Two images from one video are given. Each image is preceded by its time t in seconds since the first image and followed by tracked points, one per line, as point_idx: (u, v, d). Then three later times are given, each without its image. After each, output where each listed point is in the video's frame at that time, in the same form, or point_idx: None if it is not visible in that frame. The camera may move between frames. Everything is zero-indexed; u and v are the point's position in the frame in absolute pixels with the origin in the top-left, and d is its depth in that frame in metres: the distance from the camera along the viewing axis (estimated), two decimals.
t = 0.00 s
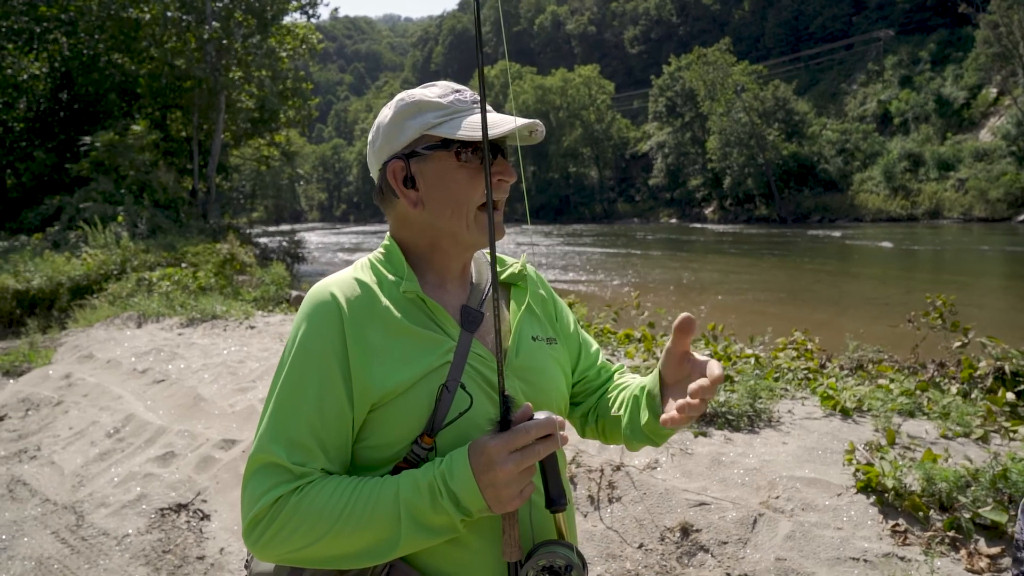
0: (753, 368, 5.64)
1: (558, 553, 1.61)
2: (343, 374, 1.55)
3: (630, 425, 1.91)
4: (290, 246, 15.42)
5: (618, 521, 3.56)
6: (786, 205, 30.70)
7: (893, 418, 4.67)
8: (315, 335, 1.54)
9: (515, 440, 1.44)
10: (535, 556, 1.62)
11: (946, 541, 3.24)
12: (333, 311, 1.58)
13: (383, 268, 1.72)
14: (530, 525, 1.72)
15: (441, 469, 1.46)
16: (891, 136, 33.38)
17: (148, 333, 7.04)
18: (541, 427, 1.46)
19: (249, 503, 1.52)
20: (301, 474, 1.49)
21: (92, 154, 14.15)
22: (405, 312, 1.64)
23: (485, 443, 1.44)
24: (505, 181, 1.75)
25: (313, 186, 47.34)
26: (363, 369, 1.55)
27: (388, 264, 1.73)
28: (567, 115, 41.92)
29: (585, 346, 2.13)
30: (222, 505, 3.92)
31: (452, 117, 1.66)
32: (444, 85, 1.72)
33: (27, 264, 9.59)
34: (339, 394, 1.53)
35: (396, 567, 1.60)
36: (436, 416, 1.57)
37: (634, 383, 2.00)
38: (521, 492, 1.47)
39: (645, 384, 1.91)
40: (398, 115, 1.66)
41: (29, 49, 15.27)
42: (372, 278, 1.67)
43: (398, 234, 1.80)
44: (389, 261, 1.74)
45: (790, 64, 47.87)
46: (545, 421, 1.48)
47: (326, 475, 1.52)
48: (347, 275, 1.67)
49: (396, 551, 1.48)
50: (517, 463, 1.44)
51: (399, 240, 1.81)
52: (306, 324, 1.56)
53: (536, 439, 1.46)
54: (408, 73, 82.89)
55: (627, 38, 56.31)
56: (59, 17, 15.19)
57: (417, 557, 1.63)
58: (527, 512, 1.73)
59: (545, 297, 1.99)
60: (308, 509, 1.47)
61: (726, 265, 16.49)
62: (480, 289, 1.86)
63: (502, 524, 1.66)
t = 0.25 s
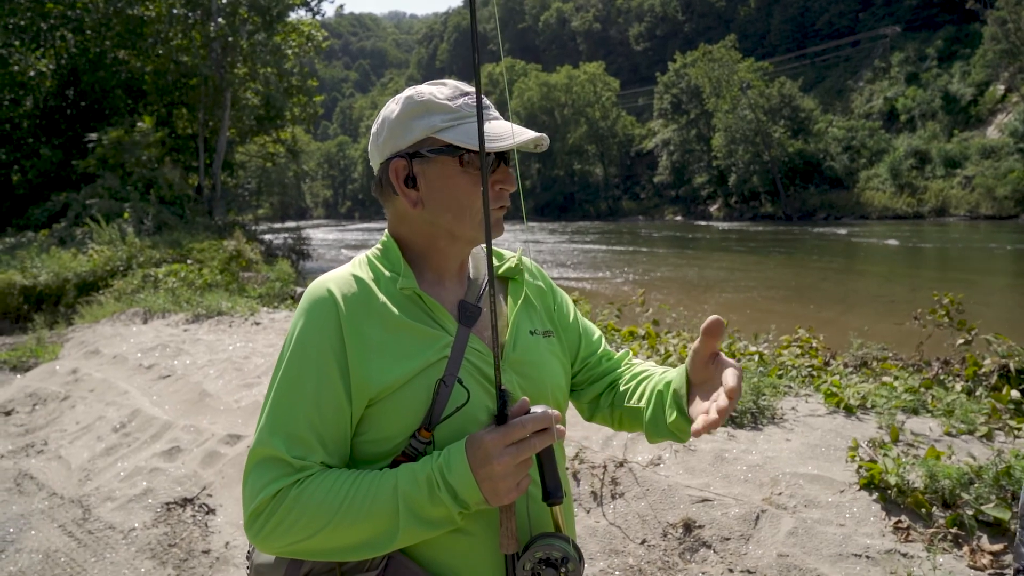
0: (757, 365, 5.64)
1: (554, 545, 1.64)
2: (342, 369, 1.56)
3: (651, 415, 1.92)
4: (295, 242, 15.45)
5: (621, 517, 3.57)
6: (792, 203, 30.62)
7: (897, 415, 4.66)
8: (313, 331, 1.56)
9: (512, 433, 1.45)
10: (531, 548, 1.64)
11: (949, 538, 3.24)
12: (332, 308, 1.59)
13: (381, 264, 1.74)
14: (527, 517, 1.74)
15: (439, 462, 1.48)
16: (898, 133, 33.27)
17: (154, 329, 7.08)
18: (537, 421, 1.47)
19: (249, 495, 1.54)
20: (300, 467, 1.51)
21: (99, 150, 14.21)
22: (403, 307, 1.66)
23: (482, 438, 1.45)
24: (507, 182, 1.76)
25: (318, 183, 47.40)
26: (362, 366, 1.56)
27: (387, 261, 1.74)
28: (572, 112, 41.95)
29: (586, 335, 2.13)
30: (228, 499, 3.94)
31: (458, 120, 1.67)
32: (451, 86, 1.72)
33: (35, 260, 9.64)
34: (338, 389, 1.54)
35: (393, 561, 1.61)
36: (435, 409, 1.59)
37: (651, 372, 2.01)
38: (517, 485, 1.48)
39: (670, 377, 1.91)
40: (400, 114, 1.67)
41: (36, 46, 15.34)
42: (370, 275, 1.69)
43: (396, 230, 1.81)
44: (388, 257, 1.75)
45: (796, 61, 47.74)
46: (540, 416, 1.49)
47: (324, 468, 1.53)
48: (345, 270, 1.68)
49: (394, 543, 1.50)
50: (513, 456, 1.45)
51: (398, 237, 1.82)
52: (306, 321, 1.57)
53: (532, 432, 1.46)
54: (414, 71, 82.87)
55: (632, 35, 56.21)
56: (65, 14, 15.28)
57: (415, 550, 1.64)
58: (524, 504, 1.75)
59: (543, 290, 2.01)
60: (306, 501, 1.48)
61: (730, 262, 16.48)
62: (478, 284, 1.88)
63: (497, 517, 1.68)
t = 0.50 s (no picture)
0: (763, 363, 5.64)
1: (557, 542, 1.65)
2: (346, 365, 1.58)
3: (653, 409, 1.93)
4: (301, 239, 15.49)
5: (626, 514, 3.58)
6: (798, 201, 30.53)
7: (902, 414, 4.65)
8: (317, 326, 1.57)
9: (515, 430, 1.46)
10: (535, 544, 1.65)
11: (954, 537, 3.23)
12: (336, 304, 1.61)
13: (385, 260, 1.75)
14: (530, 513, 1.75)
15: (442, 459, 1.49)
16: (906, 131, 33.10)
17: (161, 326, 7.11)
18: (540, 418, 1.49)
19: (254, 490, 1.56)
20: (305, 463, 1.53)
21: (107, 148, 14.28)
22: (406, 303, 1.67)
23: (484, 435, 1.46)
24: (505, 169, 1.77)
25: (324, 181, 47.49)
26: (366, 361, 1.58)
27: (390, 257, 1.75)
28: (579, 110, 41.93)
29: (590, 330, 2.14)
30: (234, 495, 3.97)
31: (449, 110, 1.69)
32: (441, 80, 1.75)
33: (43, 257, 9.70)
34: (342, 384, 1.56)
35: (397, 556, 1.63)
36: (438, 406, 1.60)
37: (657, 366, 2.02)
38: (519, 481, 1.49)
39: (673, 370, 1.92)
40: (396, 111, 1.69)
41: (44, 44, 15.41)
42: (374, 271, 1.70)
43: (399, 227, 1.83)
44: (390, 254, 1.77)
45: (803, 58, 47.58)
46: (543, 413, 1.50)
47: (329, 463, 1.54)
48: (350, 268, 1.69)
49: (399, 538, 1.51)
50: (516, 454, 1.46)
51: (400, 233, 1.83)
52: (310, 317, 1.58)
53: (535, 429, 1.47)
54: (420, 69, 82.91)
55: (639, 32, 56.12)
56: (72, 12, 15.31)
57: (419, 545, 1.65)
58: (527, 501, 1.76)
59: (545, 286, 2.01)
60: (311, 496, 1.50)
61: (736, 261, 16.44)
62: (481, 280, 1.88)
63: (499, 514, 1.69)
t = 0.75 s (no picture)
0: (768, 370, 5.62)
1: (560, 547, 1.65)
2: (353, 369, 1.58)
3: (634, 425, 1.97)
4: (308, 244, 15.53)
5: (631, 520, 3.57)
6: (806, 207, 30.47)
7: (909, 421, 4.63)
8: (324, 330, 1.58)
9: (519, 436, 1.47)
10: (539, 549, 1.65)
11: (961, 545, 3.22)
12: (343, 308, 1.62)
13: (392, 265, 1.76)
14: (534, 519, 1.76)
15: (446, 464, 1.49)
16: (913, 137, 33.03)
17: (168, 330, 7.15)
18: (544, 423, 1.50)
19: (260, 493, 1.57)
20: (311, 467, 1.53)
21: (116, 152, 14.36)
22: (413, 308, 1.67)
23: (490, 440, 1.47)
24: (513, 176, 1.77)
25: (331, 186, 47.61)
26: (373, 365, 1.59)
27: (396, 262, 1.76)
28: (585, 115, 42.00)
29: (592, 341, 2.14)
30: (240, 499, 3.98)
31: (460, 117, 1.70)
32: (450, 86, 1.76)
33: (52, 260, 9.75)
34: (348, 388, 1.57)
35: (401, 560, 1.63)
36: (443, 411, 1.61)
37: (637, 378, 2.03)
38: (523, 487, 1.50)
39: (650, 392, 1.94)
40: (406, 117, 1.70)
41: (55, 49, 15.49)
42: (381, 277, 1.71)
43: (406, 232, 1.84)
44: (397, 259, 1.78)
45: (810, 64, 47.54)
46: (548, 420, 1.51)
47: (334, 468, 1.55)
48: (356, 273, 1.70)
49: (403, 542, 1.52)
50: (520, 459, 1.47)
51: (408, 238, 1.84)
52: (316, 321, 1.60)
53: (540, 435, 1.49)
54: (427, 74, 83.16)
55: (646, 38, 56.18)
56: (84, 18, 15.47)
57: (423, 550, 1.66)
58: (532, 507, 1.76)
59: (550, 291, 2.02)
60: (317, 500, 1.50)
61: (744, 267, 16.43)
62: (487, 286, 1.89)
63: (503, 519, 1.69)
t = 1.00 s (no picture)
0: (772, 373, 5.62)
1: (566, 555, 1.64)
2: (361, 371, 1.59)
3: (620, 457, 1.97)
4: (312, 246, 15.57)
5: (633, 524, 3.57)
6: (809, 210, 30.44)
7: (913, 426, 4.63)
8: (333, 333, 1.58)
9: (526, 441, 1.47)
10: (543, 555, 1.64)
11: (965, 550, 3.21)
12: (352, 311, 1.62)
13: (401, 269, 1.76)
14: (539, 526, 1.75)
15: (452, 469, 1.50)
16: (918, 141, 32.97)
17: (172, 332, 7.16)
18: (552, 429, 1.50)
19: (265, 496, 1.57)
20: (317, 470, 1.54)
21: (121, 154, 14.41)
22: (422, 313, 1.68)
23: (496, 446, 1.47)
24: (525, 181, 1.78)
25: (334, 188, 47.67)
26: (381, 368, 1.59)
27: (406, 266, 1.77)
28: (589, 118, 42.04)
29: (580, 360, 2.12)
30: (243, 501, 3.99)
31: (475, 120, 1.71)
32: (465, 89, 1.77)
33: (56, 262, 9.77)
34: (356, 391, 1.57)
35: (404, 565, 1.63)
36: (451, 415, 1.61)
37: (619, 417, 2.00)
38: (529, 493, 1.50)
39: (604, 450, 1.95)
40: (421, 119, 1.71)
41: (60, 52, 15.50)
42: (389, 280, 1.71)
43: (416, 235, 1.85)
44: (406, 263, 1.79)
45: (815, 68, 47.54)
46: (555, 425, 1.51)
47: (339, 471, 1.56)
48: (365, 276, 1.71)
49: (408, 546, 1.52)
50: (526, 465, 1.47)
51: (418, 241, 1.85)
52: (326, 323, 1.60)
53: (547, 441, 1.50)
54: (431, 77, 83.30)
55: (649, 41, 56.24)
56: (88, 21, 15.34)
57: (427, 555, 1.66)
58: (537, 513, 1.77)
59: (553, 300, 2.03)
60: (323, 503, 1.51)
61: (748, 270, 16.41)
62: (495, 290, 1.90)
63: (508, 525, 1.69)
